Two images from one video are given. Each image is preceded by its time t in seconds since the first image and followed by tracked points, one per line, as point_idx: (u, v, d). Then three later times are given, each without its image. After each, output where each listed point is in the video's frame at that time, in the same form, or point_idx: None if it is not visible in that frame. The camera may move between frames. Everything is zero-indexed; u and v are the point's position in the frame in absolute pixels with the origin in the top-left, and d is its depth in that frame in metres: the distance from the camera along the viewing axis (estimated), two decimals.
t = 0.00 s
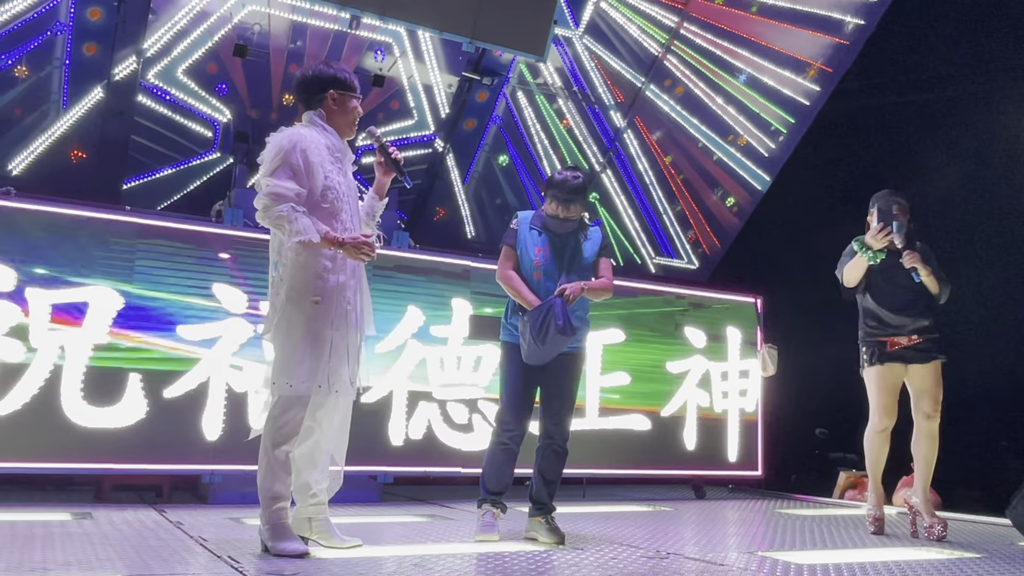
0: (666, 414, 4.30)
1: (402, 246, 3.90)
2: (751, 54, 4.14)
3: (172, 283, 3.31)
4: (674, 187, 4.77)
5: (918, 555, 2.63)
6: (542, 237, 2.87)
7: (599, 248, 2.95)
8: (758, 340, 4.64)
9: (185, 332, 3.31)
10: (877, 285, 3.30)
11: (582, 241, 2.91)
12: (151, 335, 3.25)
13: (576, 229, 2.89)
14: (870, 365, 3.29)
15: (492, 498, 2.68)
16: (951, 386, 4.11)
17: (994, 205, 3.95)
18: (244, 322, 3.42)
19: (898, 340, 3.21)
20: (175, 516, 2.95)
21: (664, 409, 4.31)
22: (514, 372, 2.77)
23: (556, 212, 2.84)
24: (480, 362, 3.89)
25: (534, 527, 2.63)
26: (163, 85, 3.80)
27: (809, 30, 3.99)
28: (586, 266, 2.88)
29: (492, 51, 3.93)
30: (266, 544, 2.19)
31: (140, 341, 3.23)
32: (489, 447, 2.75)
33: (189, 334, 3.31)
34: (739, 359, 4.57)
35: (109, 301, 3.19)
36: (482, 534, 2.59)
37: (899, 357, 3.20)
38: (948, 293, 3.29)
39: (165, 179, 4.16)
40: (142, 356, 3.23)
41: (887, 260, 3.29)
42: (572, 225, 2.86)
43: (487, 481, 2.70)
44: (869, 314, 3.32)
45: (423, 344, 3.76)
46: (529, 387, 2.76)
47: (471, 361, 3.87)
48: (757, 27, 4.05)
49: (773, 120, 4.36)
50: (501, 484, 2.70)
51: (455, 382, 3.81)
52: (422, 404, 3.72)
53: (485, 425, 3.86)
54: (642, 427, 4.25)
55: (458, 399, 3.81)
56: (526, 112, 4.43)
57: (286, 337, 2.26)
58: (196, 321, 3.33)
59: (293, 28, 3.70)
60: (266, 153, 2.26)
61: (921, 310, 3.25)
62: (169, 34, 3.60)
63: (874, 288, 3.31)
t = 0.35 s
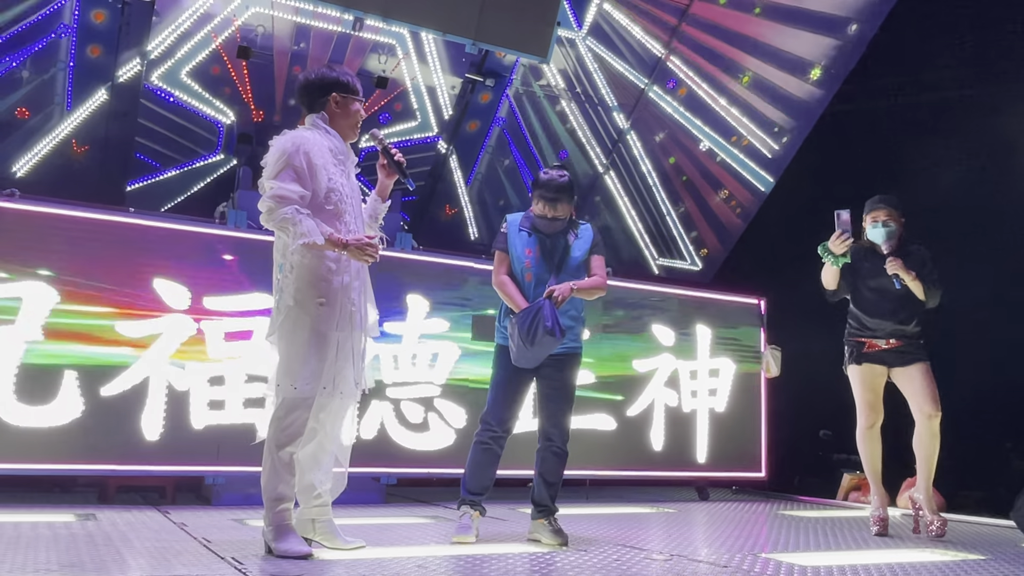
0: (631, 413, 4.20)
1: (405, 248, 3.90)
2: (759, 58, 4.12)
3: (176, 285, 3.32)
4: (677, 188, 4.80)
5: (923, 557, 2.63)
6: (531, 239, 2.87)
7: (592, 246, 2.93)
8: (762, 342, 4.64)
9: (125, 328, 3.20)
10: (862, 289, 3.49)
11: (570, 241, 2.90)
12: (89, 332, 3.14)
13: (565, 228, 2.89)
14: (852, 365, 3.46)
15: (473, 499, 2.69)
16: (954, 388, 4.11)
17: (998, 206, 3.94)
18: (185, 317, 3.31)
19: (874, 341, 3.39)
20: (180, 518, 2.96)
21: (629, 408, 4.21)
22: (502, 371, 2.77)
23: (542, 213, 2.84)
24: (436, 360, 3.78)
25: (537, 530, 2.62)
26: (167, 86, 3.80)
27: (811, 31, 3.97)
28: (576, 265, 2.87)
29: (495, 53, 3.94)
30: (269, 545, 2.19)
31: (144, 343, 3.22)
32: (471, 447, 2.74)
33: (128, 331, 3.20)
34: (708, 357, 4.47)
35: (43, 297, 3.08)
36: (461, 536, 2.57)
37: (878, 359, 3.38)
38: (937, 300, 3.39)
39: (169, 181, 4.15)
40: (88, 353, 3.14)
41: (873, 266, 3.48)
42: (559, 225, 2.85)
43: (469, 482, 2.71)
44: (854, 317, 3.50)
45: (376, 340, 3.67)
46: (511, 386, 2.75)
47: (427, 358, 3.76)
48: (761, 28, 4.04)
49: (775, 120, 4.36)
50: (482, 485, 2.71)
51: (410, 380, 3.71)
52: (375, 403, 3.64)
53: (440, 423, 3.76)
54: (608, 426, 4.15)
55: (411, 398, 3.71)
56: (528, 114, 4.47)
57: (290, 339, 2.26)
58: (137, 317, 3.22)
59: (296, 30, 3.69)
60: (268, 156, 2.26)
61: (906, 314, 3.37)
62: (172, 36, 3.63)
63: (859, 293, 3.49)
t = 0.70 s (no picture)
0: (598, 414, 4.11)
1: (409, 250, 3.91)
2: (762, 60, 4.12)
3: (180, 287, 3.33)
4: (681, 189, 4.78)
5: (927, 560, 2.62)
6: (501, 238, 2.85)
7: (565, 244, 2.93)
8: (766, 343, 4.64)
9: (64, 326, 3.11)
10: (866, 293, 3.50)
11: (544, 238, 2.88)
12: (26, 331, 3.05)
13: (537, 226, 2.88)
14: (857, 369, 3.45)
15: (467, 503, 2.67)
16: (960, 390, 4.09)
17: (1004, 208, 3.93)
18: (129, 314, 3.22)
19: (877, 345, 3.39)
20: (185, 519, 2.96)
21: (595, 409, 4.12)
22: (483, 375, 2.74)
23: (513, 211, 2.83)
24: (393, 359, 3.67)
25: (542, 532, 2.61)
26: (172, 89, 3.81)
27: (819, 34, 3.95)
28: (549, 263, 2.87)
29: (500, 55, 3.94)
30: (274, 548, 2.19)
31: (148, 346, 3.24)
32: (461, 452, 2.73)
33: (68, 329, 3.11)
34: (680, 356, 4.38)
35: None
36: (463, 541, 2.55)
37: (882, 362, 3.38)
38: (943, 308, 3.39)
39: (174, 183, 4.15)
40: (27, 353, 3.05)
41: (879, 271, 3.47)
42: (532, 223, 2.84)
43: (463, 489, 2.68)
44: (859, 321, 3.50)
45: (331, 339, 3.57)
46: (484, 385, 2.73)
47: (382, 357, 3.65)
48: (765, 30, 4.02)
49: (781, 121, 4.36)
50: (478, 491, 2.69)
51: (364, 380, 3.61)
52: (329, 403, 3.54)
53: (397, 423, 3.67)
54: (574, 426, 4.05)
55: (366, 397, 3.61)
56: (533, 115, 4.47)
57: (295, 340, 2.26)
58: (77, 314, 3.13)
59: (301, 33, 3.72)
60: (272, 160, 2.27)
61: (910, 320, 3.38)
62: (178, 39, 3.62)
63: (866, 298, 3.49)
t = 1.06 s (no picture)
0: (563, 413, 4.01)
1: (414, 251, 3.91)
2: (767, 62, 4.13)
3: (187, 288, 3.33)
4: (686, 192, 4.77)
5: (933, 562, 2.61)
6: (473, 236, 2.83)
7: (541, 241, 2.86)
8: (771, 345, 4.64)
9: None
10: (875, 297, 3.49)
11: (517, 236, 2.83)
12: None
13: (509, 222, 2.84)
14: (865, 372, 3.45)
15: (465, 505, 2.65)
16: (966, 392, 4.08)
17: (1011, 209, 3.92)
18: (67, 312, 3.12)
19: (891, 348, 3.37)
20: (190, 521, 2.97)
21: (561, 408, 4.02)
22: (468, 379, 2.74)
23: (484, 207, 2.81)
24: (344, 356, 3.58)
25: (549, 532, 2.60)
26: (177, 91, 3.81)
27: (823, 36, 3.94)
28: (523, 259, 2.80)
29: (504, 57, 3.94)
30: (279, 549, 2.19)
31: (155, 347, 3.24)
32: (459, 457, 2.71)
33: None
34: (648, 355, 4.26)
35: None
36: (467, 543, 2.55)
37: (892, 366, 3.36)
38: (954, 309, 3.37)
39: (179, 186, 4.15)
40: None
41: (889, 273, 3.46)
42: (504, 219, 2.81)
43: (463, 491, 2.66)
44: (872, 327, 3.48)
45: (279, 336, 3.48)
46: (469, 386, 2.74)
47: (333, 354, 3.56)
48: (771, 32, 4.03)
49: (786, 124, 4.35)
50: (477, 491, 2.66)
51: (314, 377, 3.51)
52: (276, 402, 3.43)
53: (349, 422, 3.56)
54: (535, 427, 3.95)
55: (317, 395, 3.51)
56: (537, 117, 4.48)
57: (298, 341, 2.27)
58: (12, 311, 3.05)
59: (306, 34, 3.71)
60: (276, 161, 2.27)
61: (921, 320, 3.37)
62: (183, 41, 3.64)
63: (876, 301, 3.48)
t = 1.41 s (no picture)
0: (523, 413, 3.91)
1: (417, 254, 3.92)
2: (767, 62, 4.11)
3: (191, 290, 3.34)
4: (689, 195, 4.72)
5: (938, 565, 2.61)
6: (462, 232, 2.81)
7: (532, 230, 2.80)
8: (775, 347, 4.64)
9: None
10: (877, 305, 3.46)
11: (506, 234, 2.78)
12: None
13: (500, 219, 2.81)
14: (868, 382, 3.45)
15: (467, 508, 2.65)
16: (971, 395, 4.07)
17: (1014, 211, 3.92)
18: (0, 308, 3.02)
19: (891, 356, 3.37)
20: (195, 523, 2.97)
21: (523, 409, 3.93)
22: (464, 385, 2.73)
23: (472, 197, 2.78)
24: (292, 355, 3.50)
25: (552, 534, 2.60)
26: (181, 94, 3.84)
27: (825, 36, 3.92)
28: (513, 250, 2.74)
29: (507, 59, 3.94)
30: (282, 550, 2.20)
31: (160, 347, 3.25)
32: (460, 458, 2.72)
33: None
34: (613, 354, 4.16)
35: None
36: (470, 545, 2.55)
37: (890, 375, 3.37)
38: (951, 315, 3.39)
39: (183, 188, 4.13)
40: None
41: (888, 283, 3.46)
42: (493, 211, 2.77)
43: (465, 493, 2.66)
44: (871, 334, 3.48)
45: (222, 333, 3.37)
46: (472, 394, 2.72)
47: (281, 354, 3.48)
48: (775, 34, 4.02)
49: (790, 127, 4.29)
50: (479, 494, 2.66)
51: (259, 377, 3.42)
52: (219, 401, 3.33)
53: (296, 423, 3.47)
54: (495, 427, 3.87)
55: (263, 396, 3.42)
56: (541, 119, 4.53)
57: (301, 343, 2.27)
58: None
59: (310, 38, 3.73)
60: (280, 163, 2.27)
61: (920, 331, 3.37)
62: (187, 44, 3.65)
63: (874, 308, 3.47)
